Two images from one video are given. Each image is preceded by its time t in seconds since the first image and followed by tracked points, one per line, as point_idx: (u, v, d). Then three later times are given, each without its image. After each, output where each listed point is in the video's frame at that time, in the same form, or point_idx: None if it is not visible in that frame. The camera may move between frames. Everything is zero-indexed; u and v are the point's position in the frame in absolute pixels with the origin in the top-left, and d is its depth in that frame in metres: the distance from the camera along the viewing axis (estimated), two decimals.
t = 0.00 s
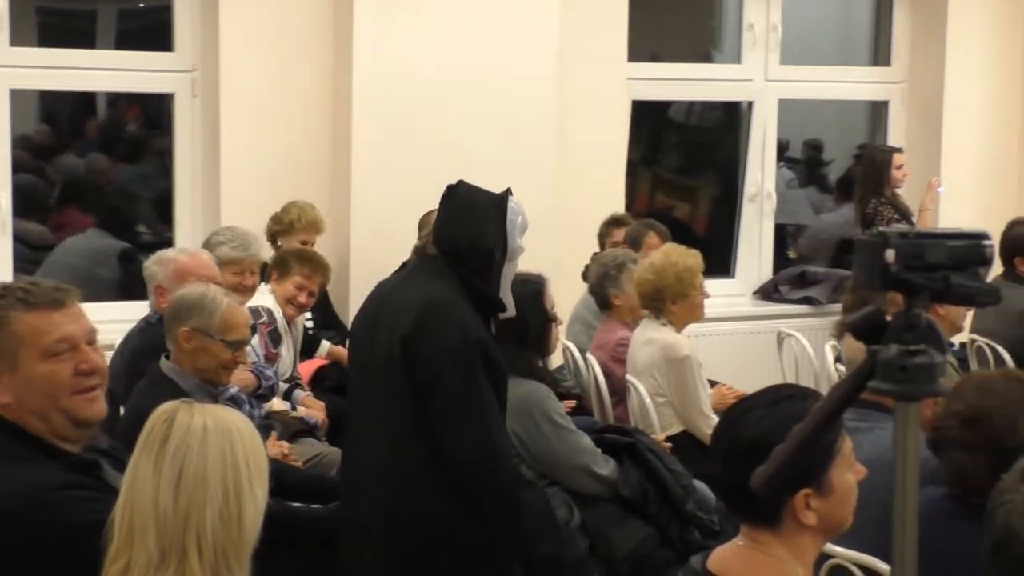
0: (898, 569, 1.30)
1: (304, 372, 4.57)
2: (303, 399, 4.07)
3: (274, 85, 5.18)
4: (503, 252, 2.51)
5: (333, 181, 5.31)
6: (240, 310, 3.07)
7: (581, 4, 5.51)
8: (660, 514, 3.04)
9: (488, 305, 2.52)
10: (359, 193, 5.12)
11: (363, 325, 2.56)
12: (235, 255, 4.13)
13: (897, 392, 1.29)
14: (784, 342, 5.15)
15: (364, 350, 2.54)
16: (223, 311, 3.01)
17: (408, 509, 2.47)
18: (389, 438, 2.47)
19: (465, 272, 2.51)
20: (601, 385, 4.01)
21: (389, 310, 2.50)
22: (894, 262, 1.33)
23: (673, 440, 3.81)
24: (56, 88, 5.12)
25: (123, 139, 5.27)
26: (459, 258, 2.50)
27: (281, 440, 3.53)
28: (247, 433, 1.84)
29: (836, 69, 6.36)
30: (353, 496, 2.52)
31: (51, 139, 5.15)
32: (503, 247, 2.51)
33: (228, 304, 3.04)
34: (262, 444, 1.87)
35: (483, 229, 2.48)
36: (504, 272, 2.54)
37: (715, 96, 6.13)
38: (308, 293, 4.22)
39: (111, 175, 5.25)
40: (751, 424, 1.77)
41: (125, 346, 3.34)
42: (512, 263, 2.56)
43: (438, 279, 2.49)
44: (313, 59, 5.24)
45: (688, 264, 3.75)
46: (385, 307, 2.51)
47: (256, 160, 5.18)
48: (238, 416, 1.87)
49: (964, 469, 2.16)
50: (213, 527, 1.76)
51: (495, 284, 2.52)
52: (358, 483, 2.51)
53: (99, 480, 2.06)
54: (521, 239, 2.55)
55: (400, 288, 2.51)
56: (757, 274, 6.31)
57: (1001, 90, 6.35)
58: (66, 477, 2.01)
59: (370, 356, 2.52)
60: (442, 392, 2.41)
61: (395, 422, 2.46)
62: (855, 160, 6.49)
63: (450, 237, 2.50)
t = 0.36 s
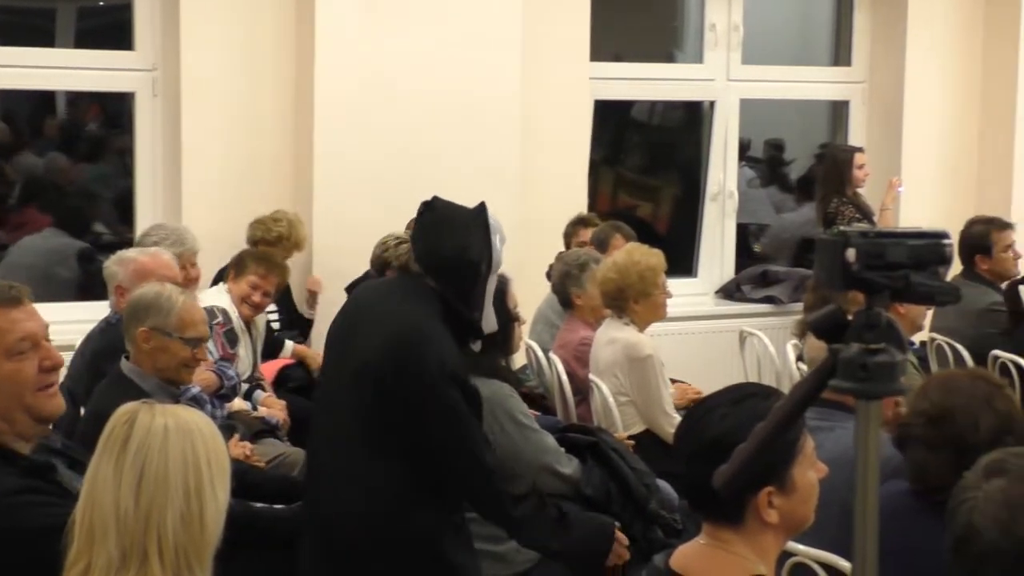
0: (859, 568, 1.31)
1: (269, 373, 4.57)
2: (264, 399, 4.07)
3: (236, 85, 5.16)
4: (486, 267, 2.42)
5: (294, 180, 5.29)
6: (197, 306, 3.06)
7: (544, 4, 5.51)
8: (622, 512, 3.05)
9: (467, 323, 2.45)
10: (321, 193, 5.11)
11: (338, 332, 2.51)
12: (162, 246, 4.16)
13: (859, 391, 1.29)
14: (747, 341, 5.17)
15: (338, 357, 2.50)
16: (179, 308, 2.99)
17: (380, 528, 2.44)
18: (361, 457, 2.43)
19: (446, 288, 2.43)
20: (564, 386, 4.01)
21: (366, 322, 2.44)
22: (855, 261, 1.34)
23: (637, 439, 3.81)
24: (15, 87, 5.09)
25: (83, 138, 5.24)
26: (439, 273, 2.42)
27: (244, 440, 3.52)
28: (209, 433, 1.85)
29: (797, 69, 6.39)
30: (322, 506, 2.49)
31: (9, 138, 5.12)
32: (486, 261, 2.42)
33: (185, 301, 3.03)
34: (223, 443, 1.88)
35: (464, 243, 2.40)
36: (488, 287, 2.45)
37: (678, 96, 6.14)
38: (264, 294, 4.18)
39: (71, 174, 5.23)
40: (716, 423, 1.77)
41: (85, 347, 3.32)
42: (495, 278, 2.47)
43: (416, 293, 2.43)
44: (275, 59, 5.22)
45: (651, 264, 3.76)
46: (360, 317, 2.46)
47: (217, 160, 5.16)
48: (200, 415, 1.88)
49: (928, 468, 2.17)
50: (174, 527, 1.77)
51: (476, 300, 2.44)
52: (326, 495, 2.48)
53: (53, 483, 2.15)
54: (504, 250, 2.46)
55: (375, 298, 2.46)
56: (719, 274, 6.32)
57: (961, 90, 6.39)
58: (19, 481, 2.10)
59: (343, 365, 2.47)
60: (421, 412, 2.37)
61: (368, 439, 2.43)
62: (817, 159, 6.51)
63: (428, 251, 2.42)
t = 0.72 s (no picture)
0: (826, 568, 1.31)
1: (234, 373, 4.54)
2: (231, 399, 4.06)
3: (203, 84, 5.14)
4: (475, 262, 2.54)
5: (261, 180, 5.27)
6: (147, 297, 3.03)
7: (511, 4, 5.52)
8: (590, 512, 3.03)
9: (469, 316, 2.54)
10: (289, 193, 5.09)
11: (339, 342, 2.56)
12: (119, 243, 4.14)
13: (826, 389, 1.30)
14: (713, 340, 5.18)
15: (344, 366, 2.54)
16: (126, 302, 2.98)
17: (402, 531, 2.49)
18: (384, 461, 2.48)
19: (448, 284, 2.51)
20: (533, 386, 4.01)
21: (371, 325, 2.50)
22: (821, 260, 1.35)
23: (605, 439, 3.81)
24: None
25: (48, 137, 5.22)
26: (432, 269, 2.51)
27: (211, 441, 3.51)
28: (176, 434, 1.86)
29: (764, 69, 6.41)
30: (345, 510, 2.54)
31: None
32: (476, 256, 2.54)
33: (131, 293, 3.02)
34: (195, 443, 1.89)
35: (460, 239, 2.50)
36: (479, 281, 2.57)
37: (645, 96, 6.16)
38: (229, 293, 4.19)
39: (37, 174, 5.20)
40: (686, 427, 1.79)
41: (51, 349, 3.30)
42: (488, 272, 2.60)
43: (414, 290, 2.50)
44: (242, 58, 5.21)
45: (619, 263, 3.77)
46: (363, 323, 2.52)
47: (184, 159, 5.13)
48: (168, 415, 1.89)
49: (890, 462, 2.19)
50: (140, 527, 1.78)
51: (473, 295, 2.55)
52: (350, 501, 2.53)
53: (24, 490, 2.23)
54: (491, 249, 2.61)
55: (375, 302, 2.53)
56: (686, 274, 6.33)
57: (926, 91, 6.43)
58: None
59: (351, 372, 2.53)
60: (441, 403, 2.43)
61: (390, 443, 2.48)
62: (783, 159, 6.53)
63: (426, 248, 2.51)
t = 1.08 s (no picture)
0: (797, 567, 1.31)
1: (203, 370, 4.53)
2: (202, 399, 4.05)
3: (174, 83, 5.12)
4: (495, 214, 2.60)
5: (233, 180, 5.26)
6: (112, 297, 3.01)
7: (483, 4, 5.52)
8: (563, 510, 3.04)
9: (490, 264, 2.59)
10: (261, 193, 5.08)
11: (369, 307, 2.60)
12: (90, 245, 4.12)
13: (798, 387, 1.30)
14: (685, 340, 5.19)
15: (376, 330, 2.59)
16: (92, 300, 2.98)
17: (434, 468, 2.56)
18: (417, 400, 2.55)
19: (467, 232, 2.57)
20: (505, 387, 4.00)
21: (403, 288, 2.55)
22: (793, 260, 1.35)
23: (577, 439, 3.82)
24: None
25: (18, 137, 5.20)
26: (456, 221, 2.56)
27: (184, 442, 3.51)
28: (146, 433, 1.88)
29: (736, 69, 6.42)
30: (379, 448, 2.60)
31: None
32: (497, 207, 2.59)
33: (94, 292, 3.00)
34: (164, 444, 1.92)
35: (479, 190, 2.55)
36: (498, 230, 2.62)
37: (617, 96, 6.16)
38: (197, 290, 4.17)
39: (8, 174, 5.18)
40: (671, 421, 1.82)
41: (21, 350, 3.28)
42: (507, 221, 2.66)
43: (443, 244, 2.55)
44: (214, 57, 5.19)
45: (592, 262, 3.78)
46: (394, 286, 2.57)
47: (156, 159, 5.12)
48: (136, 414, 1.91)
49: (860, 460, 2.21)
50: (110, 527, 1.79)
51: (493, 243, 2.61)
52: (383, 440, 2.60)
53: None
54: (510, 199, 2.65)
55: (403, 263, 2.57)
56: (659, 274, 6.35)
57: (896, 91, 6.46)
58: None
59: (385, 327, 2.58)
60: (480, 367, 2.49)
61: (424, 384, 2.54)
62: (755, 159, 6.54)
63: (446, 199, 2.55)
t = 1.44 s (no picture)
0: (775, 566, 1.32)
1: (181, 375, 4.55)
2: (179, 399, 4.04)
3: (150, 82, 5.10)
4: (514, 245, 2.48)
5: (209, 180, 5.25)
6: (84, 296, 3.00)
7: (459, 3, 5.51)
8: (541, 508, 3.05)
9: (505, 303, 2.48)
10: (236, 192, 5.07)
11: (373, 335, 2.50)
12: (67, 245, 4.11)
13: (776, 387, 1.30)
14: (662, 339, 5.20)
15: (376, 359, 2.50)
16: (61, 300, 2.96)
17: (421, 512, 2.44)
18: (408, 442, 2.44)
19: (485, 269, 2.46)
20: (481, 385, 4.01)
21: (404, 318, 2.45)
22: (769, 259, 1.36)
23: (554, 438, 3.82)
24: None
25: None
26: (473, 256, 2.45)
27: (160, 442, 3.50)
28: (121, 434, 1.88)
29: (711, 69, 6.43)
30: (373, 484, 2.50)
31: None
32: (516, 240, 2.48)
33: (64, 291, 2.99)
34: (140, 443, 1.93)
35: (495, 224, 2.44)
36: (516, 266, 2.51)
37: (593, 96, 6.17)
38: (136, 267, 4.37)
39: None
40: (651, 420, 1.83)
41: None
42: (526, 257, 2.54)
43: (454, 279, 2.45)
44: (190, 56, 5.17)
45: (568, 262, 3.78)
46: (396, 319, 2.47)
47: (130, 159, 5.11)
48: (112, 414, 1.92)
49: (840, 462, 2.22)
50: (82, 528, 1.79)
51: (509, 281, 2.49)
52: (376, 477, 2.50)
53: None
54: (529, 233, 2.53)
55: (409, 296, 2.47)
56: (635, 274, 6.37)
57: (871, 91, 6.48)
58: None
59: (387, 360, 2.47)
60: (471, 404, 2.37)
61: (416, 424, 2.43)
62: (731, 158, 6.56)
63: (461, 232, 2.44)
